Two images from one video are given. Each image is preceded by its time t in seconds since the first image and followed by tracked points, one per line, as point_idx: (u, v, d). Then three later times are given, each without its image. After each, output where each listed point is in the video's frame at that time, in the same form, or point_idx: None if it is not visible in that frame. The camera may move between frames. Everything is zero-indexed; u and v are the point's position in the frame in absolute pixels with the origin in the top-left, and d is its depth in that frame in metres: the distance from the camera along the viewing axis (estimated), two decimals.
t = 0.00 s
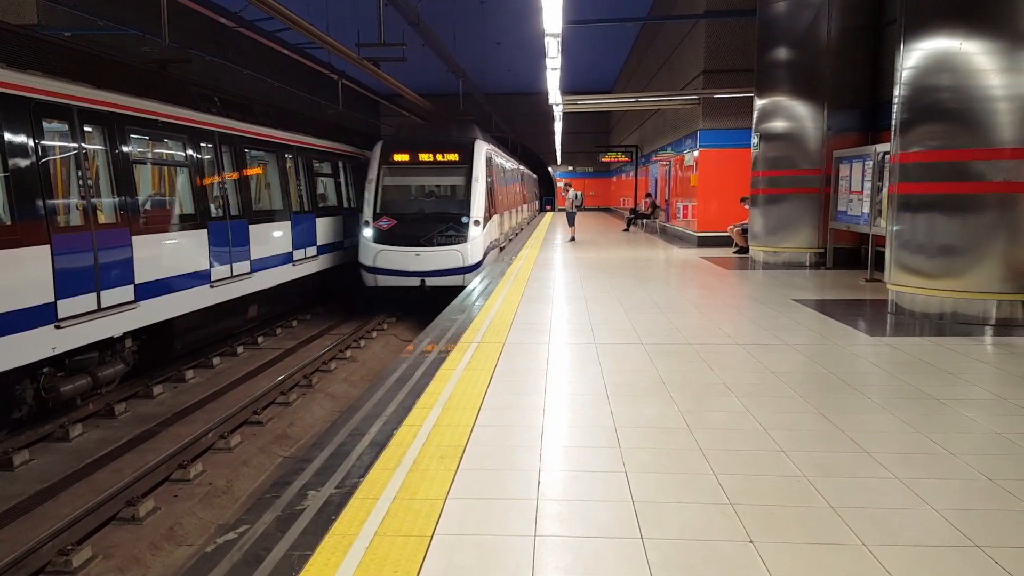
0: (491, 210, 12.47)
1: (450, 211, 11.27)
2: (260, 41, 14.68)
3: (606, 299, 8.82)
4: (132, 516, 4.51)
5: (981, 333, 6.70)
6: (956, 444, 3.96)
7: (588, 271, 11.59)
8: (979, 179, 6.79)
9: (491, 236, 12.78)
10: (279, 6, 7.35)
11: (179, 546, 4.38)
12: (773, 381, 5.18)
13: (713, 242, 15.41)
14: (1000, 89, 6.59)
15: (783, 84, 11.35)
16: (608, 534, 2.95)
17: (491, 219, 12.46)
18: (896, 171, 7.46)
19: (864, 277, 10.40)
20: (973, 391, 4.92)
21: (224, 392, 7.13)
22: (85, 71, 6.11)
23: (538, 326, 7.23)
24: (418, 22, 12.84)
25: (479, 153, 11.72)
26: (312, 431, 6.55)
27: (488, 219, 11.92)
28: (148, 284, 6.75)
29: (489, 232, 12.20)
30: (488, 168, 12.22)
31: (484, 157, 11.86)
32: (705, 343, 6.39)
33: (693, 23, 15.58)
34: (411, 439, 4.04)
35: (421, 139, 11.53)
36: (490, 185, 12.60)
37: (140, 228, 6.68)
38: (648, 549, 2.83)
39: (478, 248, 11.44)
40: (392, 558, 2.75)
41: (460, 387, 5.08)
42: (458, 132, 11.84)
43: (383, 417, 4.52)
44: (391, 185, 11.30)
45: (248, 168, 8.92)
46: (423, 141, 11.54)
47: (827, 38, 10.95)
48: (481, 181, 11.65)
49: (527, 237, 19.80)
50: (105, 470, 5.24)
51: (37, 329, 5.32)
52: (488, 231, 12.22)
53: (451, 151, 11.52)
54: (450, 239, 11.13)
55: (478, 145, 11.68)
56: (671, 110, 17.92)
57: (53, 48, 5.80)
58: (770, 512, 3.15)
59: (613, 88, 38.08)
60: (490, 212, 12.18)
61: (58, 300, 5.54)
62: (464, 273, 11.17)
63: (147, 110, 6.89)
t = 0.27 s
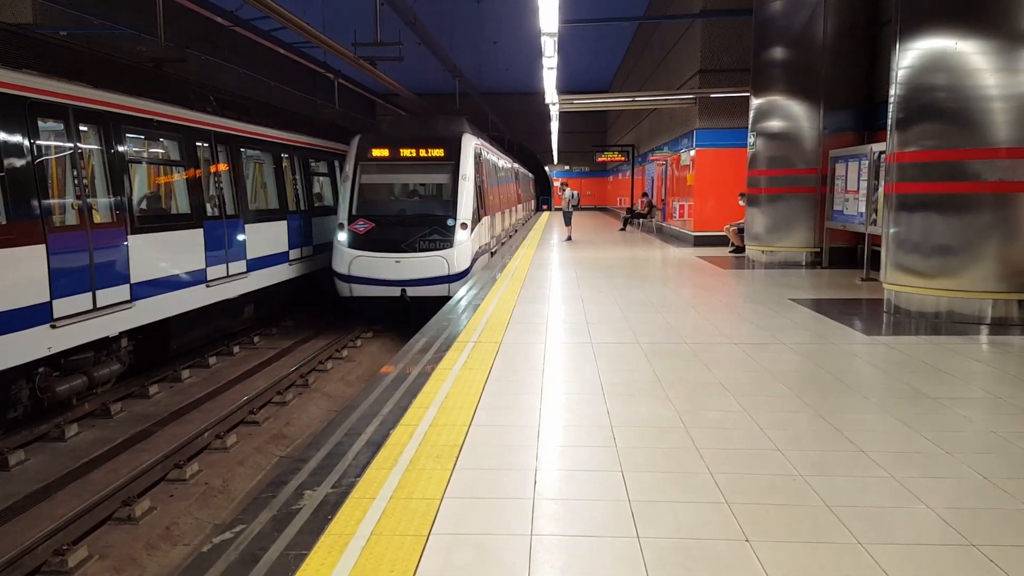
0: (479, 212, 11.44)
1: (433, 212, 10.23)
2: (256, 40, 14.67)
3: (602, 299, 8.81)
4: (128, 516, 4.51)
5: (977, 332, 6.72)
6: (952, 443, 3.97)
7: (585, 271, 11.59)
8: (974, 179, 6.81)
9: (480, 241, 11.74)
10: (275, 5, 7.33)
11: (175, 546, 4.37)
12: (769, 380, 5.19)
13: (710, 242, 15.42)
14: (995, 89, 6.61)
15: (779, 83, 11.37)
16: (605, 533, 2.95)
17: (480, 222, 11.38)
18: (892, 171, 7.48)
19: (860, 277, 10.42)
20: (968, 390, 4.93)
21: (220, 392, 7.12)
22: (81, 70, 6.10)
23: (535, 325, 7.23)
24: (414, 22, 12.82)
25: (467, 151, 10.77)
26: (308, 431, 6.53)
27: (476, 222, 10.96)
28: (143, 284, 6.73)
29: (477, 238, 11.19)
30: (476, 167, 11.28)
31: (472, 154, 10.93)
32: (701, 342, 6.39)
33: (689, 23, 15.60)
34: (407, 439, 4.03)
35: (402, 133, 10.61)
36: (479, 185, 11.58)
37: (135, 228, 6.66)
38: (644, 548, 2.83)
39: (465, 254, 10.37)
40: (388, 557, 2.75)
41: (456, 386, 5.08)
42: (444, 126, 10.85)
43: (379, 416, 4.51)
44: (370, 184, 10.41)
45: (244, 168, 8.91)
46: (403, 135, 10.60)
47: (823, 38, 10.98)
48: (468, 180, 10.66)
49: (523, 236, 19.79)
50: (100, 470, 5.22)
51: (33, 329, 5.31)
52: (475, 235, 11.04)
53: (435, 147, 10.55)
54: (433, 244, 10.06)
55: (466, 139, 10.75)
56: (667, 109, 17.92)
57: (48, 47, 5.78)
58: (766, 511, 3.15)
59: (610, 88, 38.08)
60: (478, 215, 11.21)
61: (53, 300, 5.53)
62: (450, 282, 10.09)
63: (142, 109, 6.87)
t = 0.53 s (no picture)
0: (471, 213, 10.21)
1: (419, 215, 9.06)
2: (257, 39, 14.70)
3: (602, 298, 8.80)
4: (128, 516, 4.51)
5: (977, 332, 6.71)
6: (951, 443, 3.97)
7: (585, 271, 11.58)
8: (975, 178, 6.80)
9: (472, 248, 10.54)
10: (276, 5, 7.33)
11: (176, 545, 4.36)
12: (769, 380, 5.19)
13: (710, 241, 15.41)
14: (996, 88, 6.61)
15: (780, 83, 11.36)
16: (605, 533, 2.95)
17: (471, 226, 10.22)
18: (892, 170, 7.47)
19: (861, 276, 10.40)
20: (968, 390, 4.93)
21: (220, 392, 7.12)
22: (82, 70, 6.10)
23: (535, 325, 7.22)
24: (414, 21, 12.83)
25: (457, 145, 9.62)
26: (308, 430, 6.53)
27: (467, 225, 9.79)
28: (144, 284, 6.73)
29: (468, 243, 10.02)
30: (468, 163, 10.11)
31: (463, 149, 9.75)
32: (701, 342, 6.39)
33: (689, 23, 15.60)
34: (407, 439, 4.03)
35: (383, 126, 9.40)
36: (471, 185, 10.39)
37: (136, 228, 6.66)
38: (645, 547, 2.83)
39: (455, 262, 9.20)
40: (388, 557, 2.75)
41: (456, 386, 5.09)
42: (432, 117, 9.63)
43: (379, 416, 4.50)
44: (348, 182, 9.22)
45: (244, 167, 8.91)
46: (385, 128, 9.39)
47: (823, 37, 10.97)
48: (460, 179, 9.50)
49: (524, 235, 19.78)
50: (101, 470, 5.22)
51: (34, 328, 5.32)
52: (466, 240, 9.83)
53: (421, 142, 9.34)
54: (419, 251, 8.87)
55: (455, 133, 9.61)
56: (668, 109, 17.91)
57: (49, 47, 5.78)
58: (766, 510, 3.15)
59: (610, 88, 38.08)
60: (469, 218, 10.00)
61: (54, 300, 5.54)
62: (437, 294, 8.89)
63: (143, 109, 6.87)
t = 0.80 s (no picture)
0: (461, 216, 9.22)
1: (400, 219, 8.10)
2: (257, 39, 14.72)
3: (602, 298, 8.80)
4: (128, 515, 4.51)
5: (978, 331, 6.71)
6: (951, 442, 3.97)
7: (585, 270, 11.57)
8: (975, 178, 6.80)
9: (462, 256, 9.49)
10: (276, 5, 7.34)
11: (175, 545, 4.36)
12: (768, 379, 5.19)
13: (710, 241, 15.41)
14: (996, 88, 6.61)
15: (780, 83, 11.36)
16: (604, 533, 2.95)
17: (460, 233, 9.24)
18: (892, 170, 7.47)
19: (861, 276, 10.39)
20: (968, 390, 4.93)
21: (220, 392, 7.11)
22: (82, 69, 6.10)
23: (535, 325, 7.22)
24: (414, 21, 12.83)
25: (445, 139, 8.62)
26: (308, 431, 6.52)
27: (456, 230, 8.81)
28: (144, 284, 6.74)
29: (457, 252, 9.01)
30: (457, 161, 9.15)
31: (450, 145, 8.79)
32: (701, 342, 6.39)
33: (689, 23, 15.61)
34: (407, 439, 4.03)
35: (360, 118, 8.42)
36: (461, 185, 9.42)
37: (136, 229, 6.66)
38: (644, 547, 2.83)
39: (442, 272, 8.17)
40: (388, 557, 2.75)
41: (456, 386, 5.09)
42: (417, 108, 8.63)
43: (379, 416, 4.50)
44: (320, 181, 8.25)
45: (244, 167, 8.91)
46: (362, 119, 8.40)
47: (823, 37, 10.97)
48: (447, 179, 8.54)
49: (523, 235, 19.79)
50: (100, 470, 5.22)
51: (35, 328, 5.32)
52: (455, 248, 8.82)
53: (402, 135, 8.37)
54: (399, 259, 7.88)
55: (441, 127, 8.62)
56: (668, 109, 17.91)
57: (49, 46, 5.78)
58: (766, 510, 3.15)
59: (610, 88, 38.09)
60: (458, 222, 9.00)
61: (55, 300, 5.54)
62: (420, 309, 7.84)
63: (143, 109, 6.87)
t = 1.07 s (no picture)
0: (448, 218, 8.21)
1: (377, 223, 7.09)
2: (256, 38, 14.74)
3: (602, 298, 8.80)
4: (128, 515, 4.51)
5: (977, 330, 6.71)
6: (950, 441, 3.97)
7: (584, 270, 11.57)
8: (975, 177, 6.80)
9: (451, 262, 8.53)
10: (276, 5, 7.35)
11: (176, 545, 4.35)
12: (768, 379, 5.19)
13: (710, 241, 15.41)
14: (996, 87, 6.61)
15: (780, 82, 11.35)
16: (604, 532, 2.95)
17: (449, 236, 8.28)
18: (892, 169, 7.47)
19: (860, 275, 10.39)
20: (967, 388, 4.93)
21: (220, 392, 7.11)
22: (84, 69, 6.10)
23: (535, 325, 7.22)
24: (414, 21, 12.84)
25: (428, 132, 7.60)
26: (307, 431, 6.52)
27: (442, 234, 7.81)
28: (143, 284, 6.74)
29: (444, 257, 8.00)
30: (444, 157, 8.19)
31: (436, 140, 7.81)
32: (701, 341, 6.39)
33: (689, 22, 15.61)
34: (407, 438, 4.02)
35: (333, 108, 7.41)
36: (448, 183, 8.41)
37: (135, 229, 6.66)
38: (644, 546, 2.83)
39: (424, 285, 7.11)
40: (388, 556, 2.75)
41: (457, 385, 5.09)
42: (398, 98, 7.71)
43: (378, 415, 4.50)
44: (286, 179, 7.22)
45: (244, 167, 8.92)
46: (335, 110, 7.41)
47: (823, 36, 10.97)
48: (431, 178, 7.52)
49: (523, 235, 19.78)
50: (100, 470, 5.22)
51: (36, 328, 5.33)
52: (441, 253, 7.78)
53: (380, 128, 7.36)
54: (373, 270, 6.82)
55: (423, 118, 7.60)
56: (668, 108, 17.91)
57: (48, 46, 5.77)
58: (765, 509, 3.15)
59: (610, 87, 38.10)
60: (445, 224, 7.99)
61: (54, 300, 5.54)
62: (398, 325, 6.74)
63: (143, 109, 6.86)
